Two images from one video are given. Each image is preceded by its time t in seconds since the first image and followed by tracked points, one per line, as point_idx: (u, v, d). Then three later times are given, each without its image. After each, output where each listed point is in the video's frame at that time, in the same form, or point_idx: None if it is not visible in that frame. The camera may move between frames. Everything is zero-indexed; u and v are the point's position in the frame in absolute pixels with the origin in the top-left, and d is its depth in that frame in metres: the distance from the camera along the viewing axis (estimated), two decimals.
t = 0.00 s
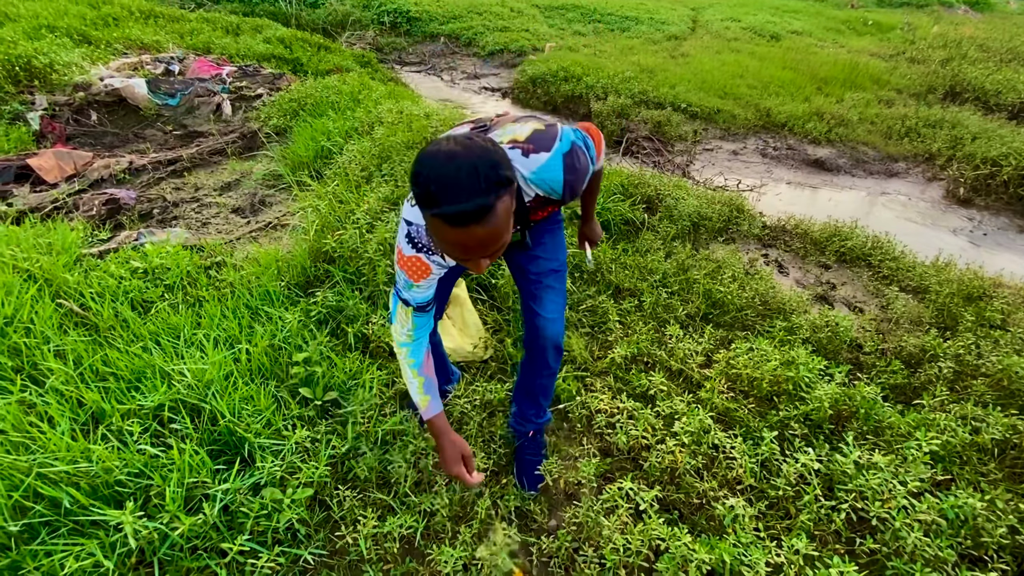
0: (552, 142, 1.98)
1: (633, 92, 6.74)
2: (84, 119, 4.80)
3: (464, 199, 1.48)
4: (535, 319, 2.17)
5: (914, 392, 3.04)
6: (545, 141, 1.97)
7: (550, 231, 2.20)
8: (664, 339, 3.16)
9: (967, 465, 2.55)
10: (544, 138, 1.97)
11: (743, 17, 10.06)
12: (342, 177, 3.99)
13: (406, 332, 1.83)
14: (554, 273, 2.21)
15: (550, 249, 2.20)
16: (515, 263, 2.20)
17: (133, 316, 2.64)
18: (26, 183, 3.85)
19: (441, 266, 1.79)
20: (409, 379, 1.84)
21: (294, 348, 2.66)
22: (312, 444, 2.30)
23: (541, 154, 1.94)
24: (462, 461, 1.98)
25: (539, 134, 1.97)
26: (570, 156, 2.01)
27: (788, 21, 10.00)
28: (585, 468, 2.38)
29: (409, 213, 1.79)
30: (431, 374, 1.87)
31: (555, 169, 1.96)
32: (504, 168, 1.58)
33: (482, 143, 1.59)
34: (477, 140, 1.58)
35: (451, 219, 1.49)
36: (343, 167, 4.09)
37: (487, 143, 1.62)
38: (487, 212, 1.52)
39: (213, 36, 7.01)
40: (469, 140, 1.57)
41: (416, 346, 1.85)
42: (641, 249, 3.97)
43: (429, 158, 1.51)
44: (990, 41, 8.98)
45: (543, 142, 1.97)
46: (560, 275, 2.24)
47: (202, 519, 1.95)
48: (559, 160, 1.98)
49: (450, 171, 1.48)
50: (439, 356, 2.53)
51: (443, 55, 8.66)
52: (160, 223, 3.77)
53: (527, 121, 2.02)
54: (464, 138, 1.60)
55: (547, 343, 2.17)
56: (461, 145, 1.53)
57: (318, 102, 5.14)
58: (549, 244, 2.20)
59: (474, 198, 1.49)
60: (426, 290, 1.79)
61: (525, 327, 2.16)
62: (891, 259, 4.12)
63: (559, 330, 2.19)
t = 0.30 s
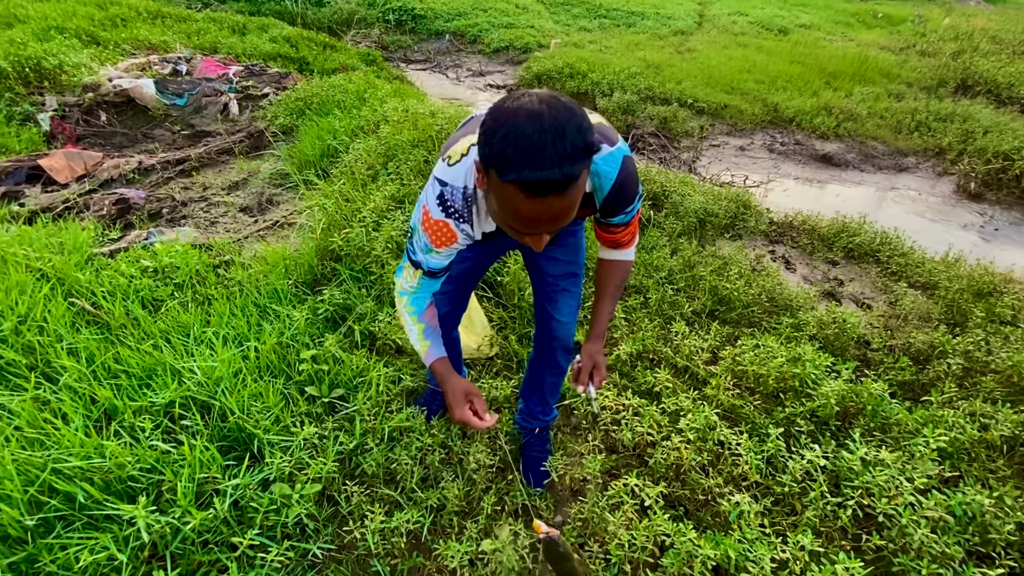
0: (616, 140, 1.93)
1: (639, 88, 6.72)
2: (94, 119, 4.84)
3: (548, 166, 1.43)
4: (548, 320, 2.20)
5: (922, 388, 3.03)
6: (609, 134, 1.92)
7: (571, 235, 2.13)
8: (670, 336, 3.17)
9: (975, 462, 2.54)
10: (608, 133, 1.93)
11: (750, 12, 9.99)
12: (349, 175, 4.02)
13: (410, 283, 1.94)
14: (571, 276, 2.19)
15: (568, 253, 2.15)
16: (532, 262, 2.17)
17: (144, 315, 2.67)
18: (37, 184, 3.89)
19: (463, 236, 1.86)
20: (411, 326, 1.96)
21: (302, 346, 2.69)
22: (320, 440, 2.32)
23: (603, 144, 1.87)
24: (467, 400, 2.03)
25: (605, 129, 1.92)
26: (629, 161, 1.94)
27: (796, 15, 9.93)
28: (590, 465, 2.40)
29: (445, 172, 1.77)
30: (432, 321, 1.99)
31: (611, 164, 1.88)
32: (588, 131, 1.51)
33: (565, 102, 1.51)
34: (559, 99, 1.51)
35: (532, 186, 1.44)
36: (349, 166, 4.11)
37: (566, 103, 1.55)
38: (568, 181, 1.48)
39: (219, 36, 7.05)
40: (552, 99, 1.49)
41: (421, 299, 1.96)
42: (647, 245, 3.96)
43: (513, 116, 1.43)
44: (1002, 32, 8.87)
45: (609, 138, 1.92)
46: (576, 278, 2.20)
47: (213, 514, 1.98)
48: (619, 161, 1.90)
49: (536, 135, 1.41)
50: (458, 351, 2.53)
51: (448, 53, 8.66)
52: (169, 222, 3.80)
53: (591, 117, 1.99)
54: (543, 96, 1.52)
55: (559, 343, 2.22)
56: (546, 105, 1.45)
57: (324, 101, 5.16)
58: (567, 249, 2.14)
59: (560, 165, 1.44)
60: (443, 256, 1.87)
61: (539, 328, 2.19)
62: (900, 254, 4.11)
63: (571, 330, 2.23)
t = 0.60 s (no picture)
0: (635, 169, 1.81)
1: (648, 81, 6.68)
2: (106, 116, 4.90)
3: (572, 194, 1.42)
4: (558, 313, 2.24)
5: (934, 383, 3.02)
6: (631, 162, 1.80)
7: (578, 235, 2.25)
8: (678, 331, 3.18)
9: (986, 457, 2.52)
10: (631, 159, 1.81)
11: (762, 2, 9.88)
12: (357, 170, 4.04)
13: (415, 251, 1.98)
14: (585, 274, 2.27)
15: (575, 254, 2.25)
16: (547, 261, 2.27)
17: (156, 309, 2.71)
18: (51, 180, 3.94)
19: (471, 220, 1.85)
20: (416, 291, 2.06)
21: (312, 340, 2.72)
22: (329, 433, 2.35)
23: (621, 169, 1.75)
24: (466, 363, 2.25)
25: (629, 153, 1.80)
26: (640, 195, 1.82)
27: (809, 5, 9.80)
28: (597, 458, 2.42)
29: (463, 154, 1.74)
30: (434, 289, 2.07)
31: (623, 191, 1.76)
32: (616, 158, 1.49)
33: (596, 125, 1.47)
34: (592, 122, 1.46)
35: (552, 211, 1.45)
36: (357, 161, 4.13)
37: (597, 124, 1.51)
38: (590, 209, 1.48)
39: (228, 32, 7.09)
40: (585, 121, 1.45)
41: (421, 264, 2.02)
42: (655, 239, 3.95)
43: (544, 138, 1.40)
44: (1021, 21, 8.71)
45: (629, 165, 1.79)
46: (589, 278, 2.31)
47: (225, 503, 2.02)
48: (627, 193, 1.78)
49: (565, 162, 1.40)
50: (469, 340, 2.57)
51: (456, 47, 8.65)
52: (180, 218, 3.85)
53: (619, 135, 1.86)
54: (576, 114, 1.48)
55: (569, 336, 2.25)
56: (579, 130, 1.42)
57: (332, 96, 5.18)
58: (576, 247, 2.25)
59: (583, 195, 1.43)
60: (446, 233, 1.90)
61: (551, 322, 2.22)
62: (912, 248, 4.07)
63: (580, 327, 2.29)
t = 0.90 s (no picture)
0: (621, 180, 1.75)
1: (661, 70, 6.61)
2: (122, 109, 4.96)
3: (538, 223, 1.43)
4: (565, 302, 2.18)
5: (951, 377, 2.98)
6: (618, 172, 1.73)
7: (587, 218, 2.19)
8: (689, 323, 3.17)
9: (1003, 452, 2.49)
10: (618, 170, 1.75)
11: None
12: (368, 162, 4.06)
13: (425, 249, 2.01)
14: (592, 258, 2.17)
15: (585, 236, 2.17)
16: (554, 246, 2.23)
17: (173, 299, 2.76)
18: (70, 173, 4.01)
19: (470, 217, 1.85)
20: (430, 289, 2.10)
21: (324, 330, 2.75)
22: (342, 421, 2.39)
23: (604, 180, 1.69)
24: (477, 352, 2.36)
25: (617, 164, 1.74)
26: (625, 207, 1.76)
27: None
28: (607, 449, 2.43)
29: (457, 157, 1.72)
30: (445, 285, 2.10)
31: (605, 202, 1.70)
32: (586, 189, 1.47)
33: (571, 156, 1.45)
34: (567, 153, 1.44)
35: (518, 235, 1.47)
36: (369, 153, 4.15)
37: (573, 152, 1.48)
38: (557, 236, 1.49)
39: (241, 25, 7.12)
40: (559, 153, 1.43)
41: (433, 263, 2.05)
42: (667, 231, 3.93)
43: (516, 168, 1.40)
44: None
45: (615, 175, 1.72)
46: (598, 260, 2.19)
47: (241, 489, 2.07)
48: (610, 204, 1.72)
49: (533, 194, 1.39)
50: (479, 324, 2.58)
51: (467, 38, 8.62)
52: (195, 210, 3.90)
53: (611, 144, 1.80)
54: (553, 143, 1.45)
55: (575, 325, 2.20)
56: (551, 163, 1.40)
57: (344, 88, 5.20)
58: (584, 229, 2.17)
59: (549, 224, 1.44)
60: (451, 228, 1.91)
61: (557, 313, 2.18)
62: (931, 240, 4.01)
63: (587, 313, 2.22)
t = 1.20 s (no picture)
0: (609, 164, 1.72)
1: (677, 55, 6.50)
2: (139, 97, 5.01)
3: (506, 202, 1.45)
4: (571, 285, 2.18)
5: (970, 368, 2.93)
6: (606, 155, 1.70)
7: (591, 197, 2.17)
8: (702, 312, 3.15)
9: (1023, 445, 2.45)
10: (606, 154, 1.72)
11: None
12: (381, 149, 4.06)
13: (433, 239, 2.03)
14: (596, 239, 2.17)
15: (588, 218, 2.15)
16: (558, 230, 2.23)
17: (189, 285, 2.80)
18: (89, 160, 4.06)
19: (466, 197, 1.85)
20: (441, 280, 2.14)
21: (338, 316, 2.78)
22: (355, 405, 2.42)
23: (590, 164, 1.68)
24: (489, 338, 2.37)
25: (605, 148, 1.71)
26: (613, 190, 1.74)
27: None
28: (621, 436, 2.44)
29: (450, 139, 1.73)
30: (456, 274, 2.13)
31: (591, 186, 1.70)
32: (557, 171, 1.47)
33: (542, 137, 1.45)
34: (539, 135, 1.45)
35: (489, 213, 1.49)
36: (381, 140, 4.16)
37: (547, 134, 1.49)
38: (526, 215, 1.50)
39: (254, 12, 7.13)
40: (531, 134, 1.44)
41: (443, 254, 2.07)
42: (681, 219, 3.89)
43: (486, 148, 1.42)
44: None
45: (603, 158, 1.69)
46: (602, 242, 2.18)
47: (256, 470, 2.10)
48: (597, 187, 1.71)
49: (502, 173, 1.41)
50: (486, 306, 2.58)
51: (480, 24, 8.55)
52: (211, 196, 3.94)
53: (601, 127, 1.77)
54: (526, 124, 1.46)
55: (582, 308, 2.21)
56: (521, 144, 1.41)
57: (356, 75, 5.20)
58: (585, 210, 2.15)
59: (517, 204, 1.45)
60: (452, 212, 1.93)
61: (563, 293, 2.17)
62: (953, 229, 3.92)
63: (594, 296, 2.22)
